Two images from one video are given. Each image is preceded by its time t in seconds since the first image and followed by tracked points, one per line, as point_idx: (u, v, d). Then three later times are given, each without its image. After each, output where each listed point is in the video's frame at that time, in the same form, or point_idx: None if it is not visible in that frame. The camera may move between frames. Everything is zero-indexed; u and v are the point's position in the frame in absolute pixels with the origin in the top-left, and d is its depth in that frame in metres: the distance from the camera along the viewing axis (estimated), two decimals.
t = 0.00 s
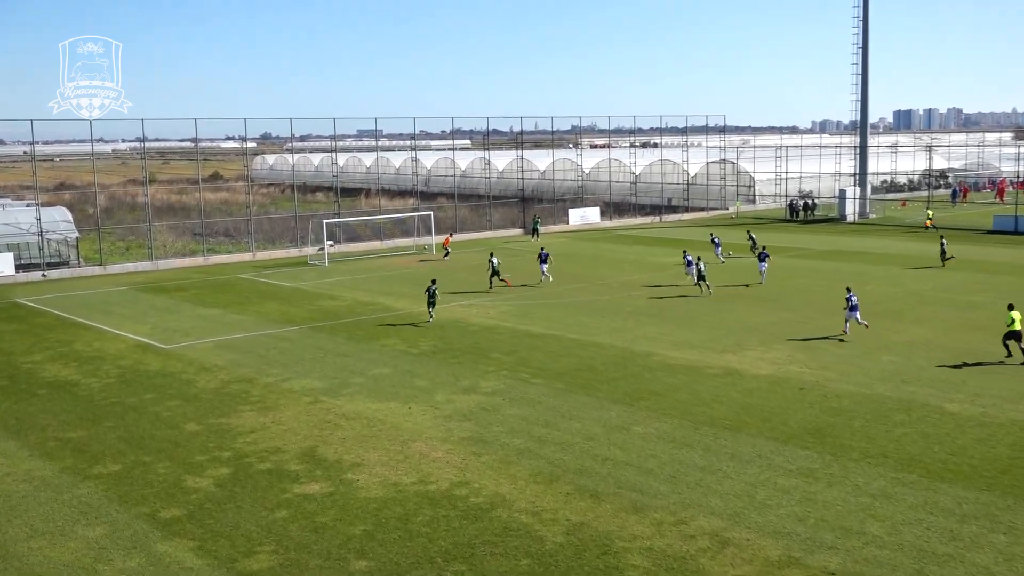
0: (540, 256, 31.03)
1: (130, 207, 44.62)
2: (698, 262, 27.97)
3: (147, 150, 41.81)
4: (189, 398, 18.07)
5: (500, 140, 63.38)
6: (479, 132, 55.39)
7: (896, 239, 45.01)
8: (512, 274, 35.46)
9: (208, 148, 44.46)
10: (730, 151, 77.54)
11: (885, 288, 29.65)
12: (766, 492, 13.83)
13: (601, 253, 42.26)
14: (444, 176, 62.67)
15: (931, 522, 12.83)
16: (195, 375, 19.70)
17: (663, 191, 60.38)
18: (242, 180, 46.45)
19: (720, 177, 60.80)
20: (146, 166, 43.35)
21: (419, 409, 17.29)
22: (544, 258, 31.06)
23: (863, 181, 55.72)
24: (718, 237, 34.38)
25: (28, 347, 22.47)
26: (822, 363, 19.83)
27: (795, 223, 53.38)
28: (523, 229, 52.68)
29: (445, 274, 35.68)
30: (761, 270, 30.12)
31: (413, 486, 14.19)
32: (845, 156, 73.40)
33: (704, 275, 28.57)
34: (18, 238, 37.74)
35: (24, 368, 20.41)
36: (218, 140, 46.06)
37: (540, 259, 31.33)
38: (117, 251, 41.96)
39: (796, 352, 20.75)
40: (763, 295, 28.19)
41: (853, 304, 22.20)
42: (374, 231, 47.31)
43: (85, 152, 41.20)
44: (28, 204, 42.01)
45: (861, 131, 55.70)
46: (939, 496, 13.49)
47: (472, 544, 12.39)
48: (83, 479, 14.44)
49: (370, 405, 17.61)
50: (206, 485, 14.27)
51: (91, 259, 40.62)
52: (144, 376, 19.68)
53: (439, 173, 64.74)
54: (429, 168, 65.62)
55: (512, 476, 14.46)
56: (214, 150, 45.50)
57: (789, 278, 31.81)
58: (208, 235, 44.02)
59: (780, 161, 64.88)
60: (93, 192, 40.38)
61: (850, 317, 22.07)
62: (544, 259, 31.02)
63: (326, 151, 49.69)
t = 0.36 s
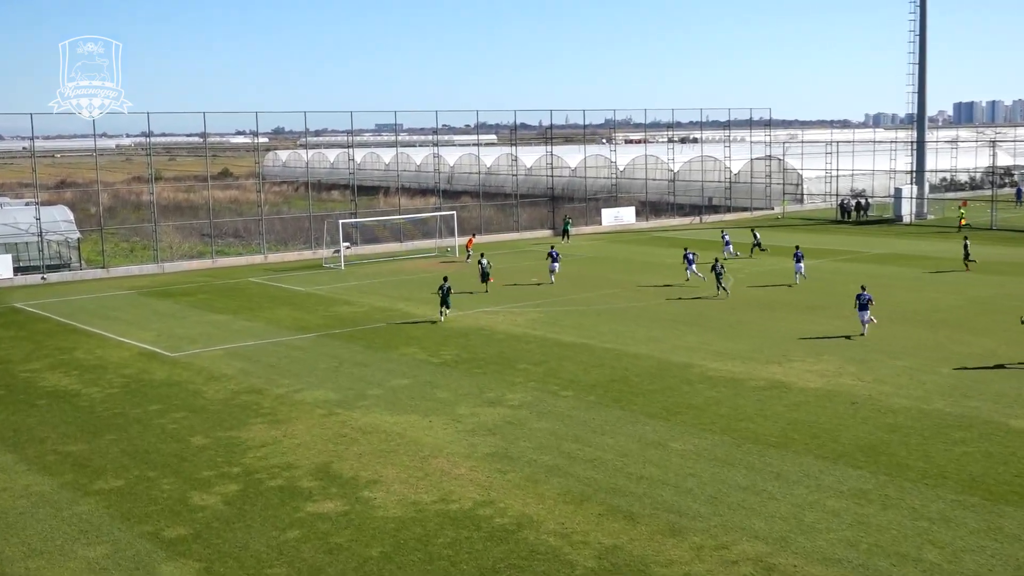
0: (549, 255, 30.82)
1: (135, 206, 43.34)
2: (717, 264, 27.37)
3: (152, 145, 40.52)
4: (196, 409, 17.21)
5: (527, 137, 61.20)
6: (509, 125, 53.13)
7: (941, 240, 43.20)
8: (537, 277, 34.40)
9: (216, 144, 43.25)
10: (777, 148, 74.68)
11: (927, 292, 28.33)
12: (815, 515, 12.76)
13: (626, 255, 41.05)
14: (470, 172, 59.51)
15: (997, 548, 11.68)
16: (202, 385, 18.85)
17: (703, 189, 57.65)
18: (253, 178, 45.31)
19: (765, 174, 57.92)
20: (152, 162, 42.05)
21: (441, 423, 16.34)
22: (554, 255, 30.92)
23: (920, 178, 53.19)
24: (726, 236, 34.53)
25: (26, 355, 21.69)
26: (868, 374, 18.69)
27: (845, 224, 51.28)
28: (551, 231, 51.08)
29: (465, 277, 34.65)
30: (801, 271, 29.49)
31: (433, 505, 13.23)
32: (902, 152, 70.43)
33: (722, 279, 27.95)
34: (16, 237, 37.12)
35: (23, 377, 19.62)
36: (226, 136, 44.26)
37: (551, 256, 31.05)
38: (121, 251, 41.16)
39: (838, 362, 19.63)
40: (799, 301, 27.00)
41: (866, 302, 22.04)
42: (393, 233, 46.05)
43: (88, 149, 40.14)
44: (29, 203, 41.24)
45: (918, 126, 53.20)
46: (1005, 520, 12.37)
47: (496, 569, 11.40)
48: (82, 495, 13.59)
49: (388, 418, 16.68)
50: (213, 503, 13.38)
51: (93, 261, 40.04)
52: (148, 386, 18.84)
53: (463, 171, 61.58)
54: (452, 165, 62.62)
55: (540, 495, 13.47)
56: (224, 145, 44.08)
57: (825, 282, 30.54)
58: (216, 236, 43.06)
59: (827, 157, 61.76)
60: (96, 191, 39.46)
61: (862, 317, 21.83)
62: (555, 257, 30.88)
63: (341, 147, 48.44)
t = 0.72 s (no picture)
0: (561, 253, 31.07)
1: (139, 205, 42.13)
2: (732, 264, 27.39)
3: (157, 140, 39.99)
4: (203, 421, 16.41)
5: (559, 132, 59.55)
6: (539, 120, 51.67)
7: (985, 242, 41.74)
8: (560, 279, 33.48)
9: (225, 138, 42.95)
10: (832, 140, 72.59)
11: (970, 299, 27.16)
12: (868, 539, 11.76)
13: (650, 256, 39.96)
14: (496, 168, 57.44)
15: None
16: (209, 395, 18.04)
17: (746, 186, 56.26)
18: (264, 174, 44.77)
19: (814, 171, 56.17)
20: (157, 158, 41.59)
21: (463, 437, 15.47)
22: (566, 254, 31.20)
23: (981, 176, 50.99)
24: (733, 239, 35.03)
25: (22, 362, 20.95)
26: (916, 388, 17.64)
27: (899, 225, 49.67)
28: (583, 231, 49.78)
29: (485, 280, 33.71)
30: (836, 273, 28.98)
31: (455, 525, 12.34)
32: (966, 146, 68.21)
33: (736, 280, 27.92)
34: (14, 236, 36.48)
35: (20, 386, 18.86)
36: (235, 130, 43.64)
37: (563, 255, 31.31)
38: (124, 253, 40.62)
39: (883, 374, 18.60)
40: (833, 309, 25.95)
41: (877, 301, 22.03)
42: (412, 233, 45.01)
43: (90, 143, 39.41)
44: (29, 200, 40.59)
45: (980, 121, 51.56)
46: None
47: None
48: (81, 511, 12.80)
49: (408, 432, 15.82)
50: (220, 520, 12.55)
51: (95, 263, 39.60)
52: (151, 395, 18.06)
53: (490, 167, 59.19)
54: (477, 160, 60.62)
55: (570, 515, 12.55)
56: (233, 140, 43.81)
57: (860, 288, 29.42)
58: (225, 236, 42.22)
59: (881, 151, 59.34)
60: (97, 189, 38.88)
61: (874, 316, 21.94)
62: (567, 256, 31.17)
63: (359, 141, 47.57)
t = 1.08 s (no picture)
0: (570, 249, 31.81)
1: (138, 200, 41.60)
2: (740, 261, 27.57)
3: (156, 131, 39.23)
4: (204, 431, 15.63)
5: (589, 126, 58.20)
6: (565, 109, 50.47)
7: None
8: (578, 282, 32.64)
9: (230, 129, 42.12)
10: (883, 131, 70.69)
11: (1008, 303, 26.15)
12: (920, 562, 10.87)
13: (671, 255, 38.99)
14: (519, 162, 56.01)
15: None
16: (211, 403, 17.26)
17: (787, 182, 54.80)
18: (270, 167, 43.25)
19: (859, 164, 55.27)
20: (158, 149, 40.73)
21: (482, 450, 14.63)
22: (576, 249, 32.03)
23: None
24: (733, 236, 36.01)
25: (14, 368, 20.24)
26: (961, 399, 16.72)
27: (953, 224, 48.48)
28: (612, 229, 48.88)
29: (502, 281, 32.81)
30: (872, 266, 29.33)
31: (473, 545, 11.51)
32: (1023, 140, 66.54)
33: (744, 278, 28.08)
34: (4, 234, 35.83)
35: (11, 393, 18.11)
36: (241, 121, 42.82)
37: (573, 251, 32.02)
38: (121, 251, 39.74)
39: (920, 385, 17.67)
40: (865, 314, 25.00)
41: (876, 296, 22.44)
42: (429, 231, 44.20)
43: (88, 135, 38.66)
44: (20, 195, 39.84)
45: None
46: None
47: None
48: (74, 527, 12.03)
49: (423, 444, 15.00)
50: (222, 538, 11.75)
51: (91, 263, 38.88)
52: (148, 404, 17.28)
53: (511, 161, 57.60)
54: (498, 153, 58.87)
55: (596, 534, 11.70)
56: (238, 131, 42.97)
57: (892, 292, 28.41)
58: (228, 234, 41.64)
59: (931, 146, 57.58)
60: (95, 182, 38.10)
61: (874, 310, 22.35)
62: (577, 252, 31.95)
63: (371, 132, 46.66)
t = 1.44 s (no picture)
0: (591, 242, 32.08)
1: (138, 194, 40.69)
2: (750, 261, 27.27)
3: (154, 122, 37.95)
4: (208, 441, 14.87)
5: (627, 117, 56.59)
6: (594, 98, 49.26)
7: None
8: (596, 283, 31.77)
9: (234, 118, 40.79)
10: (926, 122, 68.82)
11: None
12: None
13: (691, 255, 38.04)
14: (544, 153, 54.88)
15: None
16: (215, 411, 16.51)
17: (835, 175, 53.11)
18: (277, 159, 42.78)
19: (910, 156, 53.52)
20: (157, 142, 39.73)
21: (504, 462, 13.81)
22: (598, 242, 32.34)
23: None
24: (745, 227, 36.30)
25: (7, 372, 19.56)
26: (1011, 411, 15.80)
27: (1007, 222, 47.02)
28: (645, 227, 47.60)
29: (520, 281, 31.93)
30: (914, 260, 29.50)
31: (495, 566, 10.69)
32: None
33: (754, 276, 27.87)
34: None
35: (3, 400, 17.41)
36: (248, 110, 41.47)
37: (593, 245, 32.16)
38: (119, 248, 39.37)
39: (963, 395, 16.78)
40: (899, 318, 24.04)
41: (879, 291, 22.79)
42: (446, 228, 43.16)
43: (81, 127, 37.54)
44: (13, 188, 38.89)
45: None
46: None
47: None
48: (67, 544, 11.26)
49: (442, 456, 14.18)
50: (225, 556, 10.96)
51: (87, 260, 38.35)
52: (148, 412, 16.54)
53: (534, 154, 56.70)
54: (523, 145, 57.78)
55: (628, 555, 10.87)
56: (243, 121, 41.79)
57: (926, 294, 27.40)
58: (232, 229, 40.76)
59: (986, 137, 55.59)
60: (89, 177, 37.04)
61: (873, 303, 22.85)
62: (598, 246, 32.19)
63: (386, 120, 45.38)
